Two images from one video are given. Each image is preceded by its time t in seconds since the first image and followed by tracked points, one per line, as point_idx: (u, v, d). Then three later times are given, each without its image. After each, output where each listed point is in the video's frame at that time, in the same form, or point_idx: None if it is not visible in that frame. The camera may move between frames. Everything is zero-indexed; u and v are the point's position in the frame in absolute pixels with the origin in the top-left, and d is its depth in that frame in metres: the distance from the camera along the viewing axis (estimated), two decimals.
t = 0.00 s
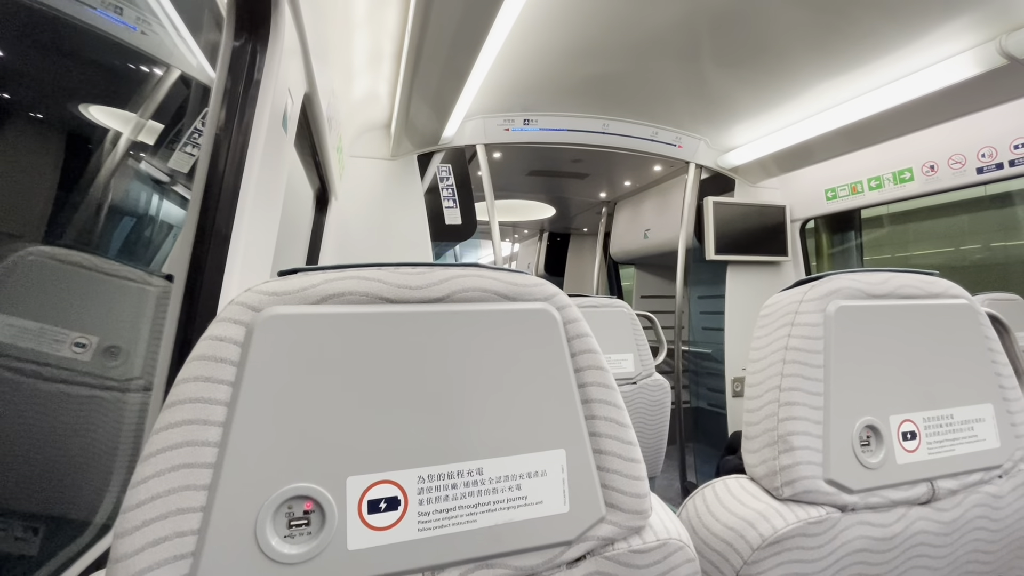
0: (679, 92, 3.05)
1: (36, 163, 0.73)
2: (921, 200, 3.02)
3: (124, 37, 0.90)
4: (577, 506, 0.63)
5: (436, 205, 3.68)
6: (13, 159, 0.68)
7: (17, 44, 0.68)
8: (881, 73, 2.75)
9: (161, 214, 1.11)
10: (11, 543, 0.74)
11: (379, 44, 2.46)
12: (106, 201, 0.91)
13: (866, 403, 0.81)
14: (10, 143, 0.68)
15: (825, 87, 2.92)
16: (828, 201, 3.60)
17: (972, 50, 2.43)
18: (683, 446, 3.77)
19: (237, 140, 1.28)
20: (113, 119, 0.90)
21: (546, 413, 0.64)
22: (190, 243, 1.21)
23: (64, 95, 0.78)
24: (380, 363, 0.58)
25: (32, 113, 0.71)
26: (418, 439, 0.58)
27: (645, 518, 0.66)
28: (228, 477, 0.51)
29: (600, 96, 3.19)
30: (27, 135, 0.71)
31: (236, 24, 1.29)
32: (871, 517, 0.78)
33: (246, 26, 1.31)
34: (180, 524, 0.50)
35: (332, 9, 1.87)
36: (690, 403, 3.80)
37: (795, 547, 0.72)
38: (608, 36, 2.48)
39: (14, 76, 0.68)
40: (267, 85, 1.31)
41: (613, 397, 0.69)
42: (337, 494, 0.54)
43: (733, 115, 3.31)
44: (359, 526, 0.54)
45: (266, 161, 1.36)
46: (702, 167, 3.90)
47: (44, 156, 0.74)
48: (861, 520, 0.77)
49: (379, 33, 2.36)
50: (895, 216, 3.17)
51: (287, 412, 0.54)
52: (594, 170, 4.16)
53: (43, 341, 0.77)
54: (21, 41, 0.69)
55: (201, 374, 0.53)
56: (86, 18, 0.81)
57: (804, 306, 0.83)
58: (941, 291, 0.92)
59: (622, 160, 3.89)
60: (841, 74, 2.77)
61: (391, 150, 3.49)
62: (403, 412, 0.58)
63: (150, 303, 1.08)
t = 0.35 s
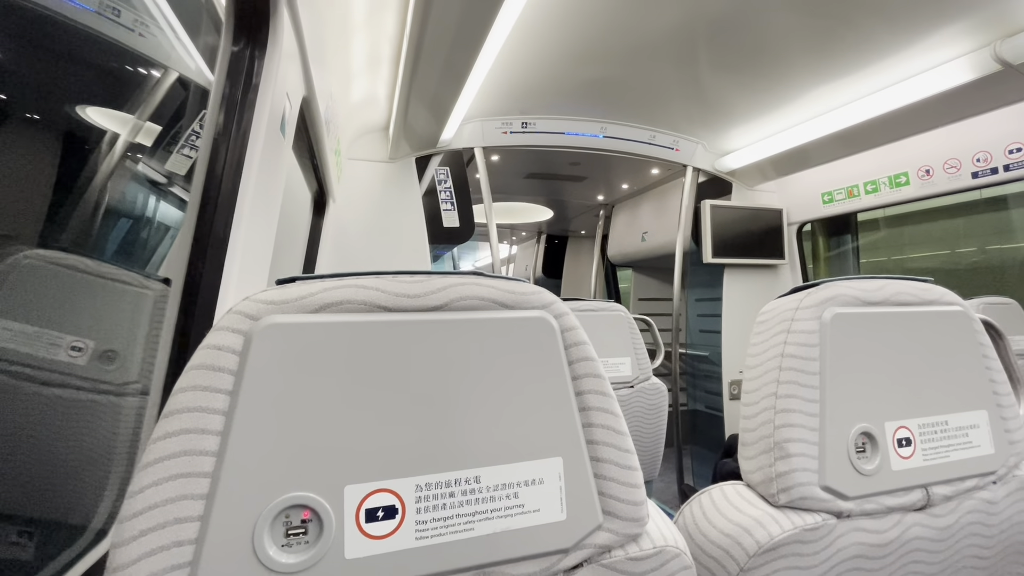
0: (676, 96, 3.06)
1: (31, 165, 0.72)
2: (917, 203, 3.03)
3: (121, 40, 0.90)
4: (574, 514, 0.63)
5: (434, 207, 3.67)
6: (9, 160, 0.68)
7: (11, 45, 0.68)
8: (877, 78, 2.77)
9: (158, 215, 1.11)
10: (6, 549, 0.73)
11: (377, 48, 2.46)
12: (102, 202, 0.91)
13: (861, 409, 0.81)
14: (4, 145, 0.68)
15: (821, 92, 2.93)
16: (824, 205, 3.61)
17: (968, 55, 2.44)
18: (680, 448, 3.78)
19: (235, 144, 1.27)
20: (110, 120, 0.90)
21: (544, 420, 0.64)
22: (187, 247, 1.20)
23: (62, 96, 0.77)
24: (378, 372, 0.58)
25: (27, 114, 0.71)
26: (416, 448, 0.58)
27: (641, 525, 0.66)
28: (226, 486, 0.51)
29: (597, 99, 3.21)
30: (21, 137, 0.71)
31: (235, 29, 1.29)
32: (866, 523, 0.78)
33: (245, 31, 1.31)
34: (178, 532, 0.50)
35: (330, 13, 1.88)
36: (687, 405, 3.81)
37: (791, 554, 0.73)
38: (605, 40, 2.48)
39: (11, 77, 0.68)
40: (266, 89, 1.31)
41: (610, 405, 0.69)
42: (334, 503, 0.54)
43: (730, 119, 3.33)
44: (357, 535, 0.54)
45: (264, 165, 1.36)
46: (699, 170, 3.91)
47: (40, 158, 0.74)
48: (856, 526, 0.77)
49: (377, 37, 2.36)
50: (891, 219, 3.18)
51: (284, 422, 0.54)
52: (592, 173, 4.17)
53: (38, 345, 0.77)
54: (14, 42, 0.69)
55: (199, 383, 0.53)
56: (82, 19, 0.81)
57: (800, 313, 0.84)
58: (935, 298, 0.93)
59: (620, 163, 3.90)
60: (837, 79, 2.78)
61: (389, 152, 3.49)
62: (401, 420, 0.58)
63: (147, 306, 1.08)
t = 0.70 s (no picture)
0: (672, 100, 3.07)
1: (21, 166, 0.71)
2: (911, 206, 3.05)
3: (115, 40, 0.89)
4: (572, 523, 0.63)
5: (429, 209, 3.80)
6: None
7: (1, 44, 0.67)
8: (871, 82, 2.79)
9: (151, 216, 1.09)
10: None
11: (373, 51, 2.46)
12: (95, 202, 0.90)
13: (857, 416, 0.81)
14: None
15: (817, 96, 2.95)
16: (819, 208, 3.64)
17: (960, 60, 2.46)
18: (676, 450, 3.79)
19: (229, 145, 1.25)
20: (103, 120, 0.89)
21: (542, 429, 0.64)
22: (181, 250, 1.19)
23: (53, 96, 0.76)
24: (375, 381, 0.58)
25: (19, 114, 0.71)
26: (413, 458, 0.57)
27: (639, 534, 0.66)
28: (220, 498, 0.50)
29: (593, 102, 3.21)
30: (11, 137, 0.69)
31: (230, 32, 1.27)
32: (864, 530, 0.78)
33: (240, 33, 1.29)
34: (170, 546, 0.49)
35: (327, 15, 1.87)
36: (682, 407, 3.82)
37: (789, 561, 0.72)
38: (602, 42, 2.48)
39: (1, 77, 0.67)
40: (261, 92, 1.30)
41: (607, 413, 0.69)
42: (330, 514, 0.53)
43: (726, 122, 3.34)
44: (353, 546, 0.54)
45: (259, 168, 1.34)
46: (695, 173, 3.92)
47: (31, 160, 0.73)
48: (853, 533, 0.77)
49: (374, 39, 2.36)
50: (884, 221, 3.22)
51: (279, 433, 0.53)
52: (589, 176, 4.18)
53: (29, 349, 0.76)
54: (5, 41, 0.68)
55: (193, 394, 0.52)
56: (77, 20, 0.81)
57: (797, 320, 0.84)
58: (931, 304, 0.93)
59: (616, 166, 3.91)
60: (832, 83, 2.80)
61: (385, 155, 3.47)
62: (398, 430, 0.57)
63: (140, 309, 1.07)
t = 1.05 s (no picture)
0: (667, 103, 3.09)
1: (7, 167, 0.70)
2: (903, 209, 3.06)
3: (108, 41, 0.88)
4: (564, 532, 0.62)
5: (425, 211, 3.73)
6: None
7: None
8: (864, 86, 2.80)
9: (144, 217, 1.08)
10: None
11: (368, 53, 2.45)
12: (89, 203, 0.89)
13: (850, 422, 0.81)
14: None
15: (811, 99, 2.96)
16: (812, 210, 3.63)
17: (953, 64, 2.48)
18: (671, 452, 3.80)
19: (222, 146, 1.24)
20: (96, 122, 0.88)
21: (533, 437, 0.63)
22: (172, 251, 1.17)
23: (45, 96, 0.76)
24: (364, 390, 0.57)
25: (8, 114, 0.70)
26: (403, 468, 0.57)
27: (631, 543, 0.65)
28: (206, 510, 0.50)
29: (588, 105, 3.22)
30: None
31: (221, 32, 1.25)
32: (856, 536, 0.78)
33: (231, 35, 1.27)
34: (154, 560, 0.48)
35: (321, 17, 1.86)
36: (677, 409, 3.83)
37: (781, 568, 0.72)
38: (597, 45, 2.48)
39: None
40: (252, 94, 1.27)
41: (600, 420, 0.68)
42: (318, 525, 0.53)
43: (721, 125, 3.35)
44: (342, 557, 0.53)
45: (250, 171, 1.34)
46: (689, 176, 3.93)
47: (17, 162, 0.72)
48: (846, 539, 0.77)
49: (368, 41, 2.35)
50: (878, 223, 3.22)
51: (266, 444, 0.52)
52: (584, 179, 4.18)
53: (17, 354, 0.74)
54: None
55: (180, 404, 0.52)
56: (67, 20, 0.79)
57: (791, 325, 0.84)
58: (924, 310, 0.93)
59: (612, 169, 3.91)
60: (826, 86, 2.82)
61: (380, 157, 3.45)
62: (388, 439, 0.57)
63: (129, 314, 1.05)
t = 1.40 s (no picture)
0: (691, 71, 2.92)
1: None
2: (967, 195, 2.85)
3: None
4: None
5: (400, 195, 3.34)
6: None
7: None
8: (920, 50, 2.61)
9: (65, 204, 0.84)
10: None
11: (333, 9, 2.21)
12: None
13: (906, 451, 0.70)
14: None
15: (855, 66, 2.78)
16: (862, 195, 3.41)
17: None
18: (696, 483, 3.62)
19: (154, 126, 0.98)
20: None
21: (530, 471, 0.54)
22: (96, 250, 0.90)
23: None
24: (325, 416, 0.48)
25: None
26: (373, 510, 0.48)
27: None
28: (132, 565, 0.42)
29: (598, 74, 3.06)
30: None
31: None
32: None
33: None
34: None
35: None
36: (703, 432, 3.65)
37: None
38: None
39: None
40: (196, 51, 1.01)
41: (609, 451, 0.58)
42: None
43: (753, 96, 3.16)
44: None
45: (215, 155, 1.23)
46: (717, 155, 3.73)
47: None
48: None
49: None
50: (937, 213, 3.00)
51: (206, 483, 0.44)
52: (592, 158, 4.03)
53: None
54: None
55: (103, 435, 0.44)
56: None
57: (836, 335, 0.73)
58: (993, 317, 0.81)
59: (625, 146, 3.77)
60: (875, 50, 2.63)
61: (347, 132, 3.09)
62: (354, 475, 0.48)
63: (45, 322, 0.81)
